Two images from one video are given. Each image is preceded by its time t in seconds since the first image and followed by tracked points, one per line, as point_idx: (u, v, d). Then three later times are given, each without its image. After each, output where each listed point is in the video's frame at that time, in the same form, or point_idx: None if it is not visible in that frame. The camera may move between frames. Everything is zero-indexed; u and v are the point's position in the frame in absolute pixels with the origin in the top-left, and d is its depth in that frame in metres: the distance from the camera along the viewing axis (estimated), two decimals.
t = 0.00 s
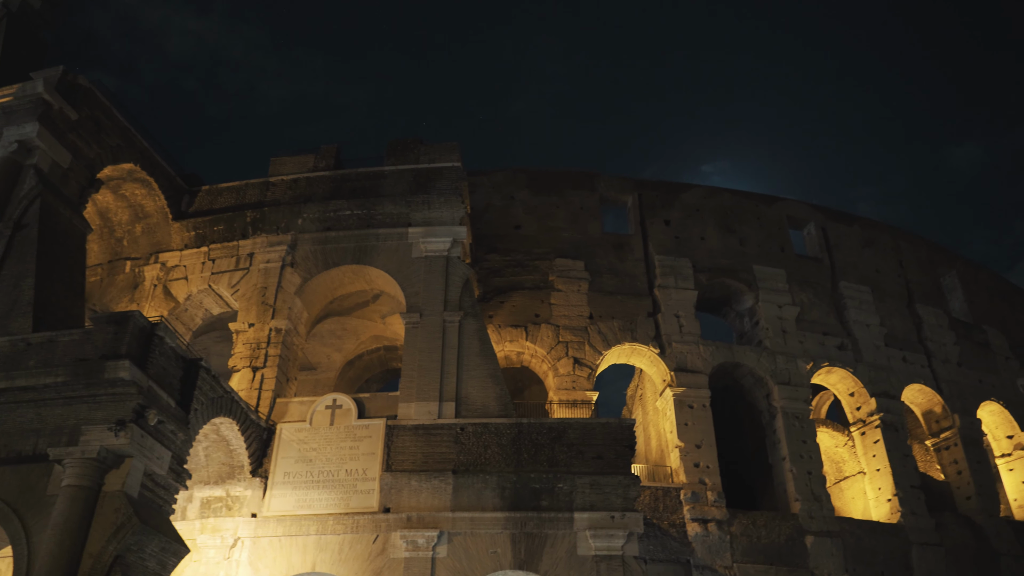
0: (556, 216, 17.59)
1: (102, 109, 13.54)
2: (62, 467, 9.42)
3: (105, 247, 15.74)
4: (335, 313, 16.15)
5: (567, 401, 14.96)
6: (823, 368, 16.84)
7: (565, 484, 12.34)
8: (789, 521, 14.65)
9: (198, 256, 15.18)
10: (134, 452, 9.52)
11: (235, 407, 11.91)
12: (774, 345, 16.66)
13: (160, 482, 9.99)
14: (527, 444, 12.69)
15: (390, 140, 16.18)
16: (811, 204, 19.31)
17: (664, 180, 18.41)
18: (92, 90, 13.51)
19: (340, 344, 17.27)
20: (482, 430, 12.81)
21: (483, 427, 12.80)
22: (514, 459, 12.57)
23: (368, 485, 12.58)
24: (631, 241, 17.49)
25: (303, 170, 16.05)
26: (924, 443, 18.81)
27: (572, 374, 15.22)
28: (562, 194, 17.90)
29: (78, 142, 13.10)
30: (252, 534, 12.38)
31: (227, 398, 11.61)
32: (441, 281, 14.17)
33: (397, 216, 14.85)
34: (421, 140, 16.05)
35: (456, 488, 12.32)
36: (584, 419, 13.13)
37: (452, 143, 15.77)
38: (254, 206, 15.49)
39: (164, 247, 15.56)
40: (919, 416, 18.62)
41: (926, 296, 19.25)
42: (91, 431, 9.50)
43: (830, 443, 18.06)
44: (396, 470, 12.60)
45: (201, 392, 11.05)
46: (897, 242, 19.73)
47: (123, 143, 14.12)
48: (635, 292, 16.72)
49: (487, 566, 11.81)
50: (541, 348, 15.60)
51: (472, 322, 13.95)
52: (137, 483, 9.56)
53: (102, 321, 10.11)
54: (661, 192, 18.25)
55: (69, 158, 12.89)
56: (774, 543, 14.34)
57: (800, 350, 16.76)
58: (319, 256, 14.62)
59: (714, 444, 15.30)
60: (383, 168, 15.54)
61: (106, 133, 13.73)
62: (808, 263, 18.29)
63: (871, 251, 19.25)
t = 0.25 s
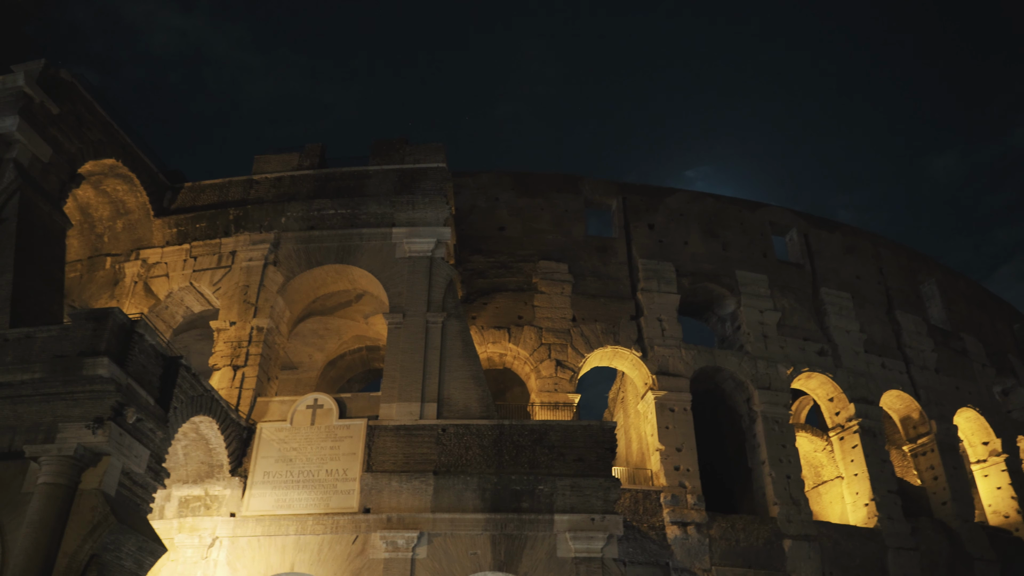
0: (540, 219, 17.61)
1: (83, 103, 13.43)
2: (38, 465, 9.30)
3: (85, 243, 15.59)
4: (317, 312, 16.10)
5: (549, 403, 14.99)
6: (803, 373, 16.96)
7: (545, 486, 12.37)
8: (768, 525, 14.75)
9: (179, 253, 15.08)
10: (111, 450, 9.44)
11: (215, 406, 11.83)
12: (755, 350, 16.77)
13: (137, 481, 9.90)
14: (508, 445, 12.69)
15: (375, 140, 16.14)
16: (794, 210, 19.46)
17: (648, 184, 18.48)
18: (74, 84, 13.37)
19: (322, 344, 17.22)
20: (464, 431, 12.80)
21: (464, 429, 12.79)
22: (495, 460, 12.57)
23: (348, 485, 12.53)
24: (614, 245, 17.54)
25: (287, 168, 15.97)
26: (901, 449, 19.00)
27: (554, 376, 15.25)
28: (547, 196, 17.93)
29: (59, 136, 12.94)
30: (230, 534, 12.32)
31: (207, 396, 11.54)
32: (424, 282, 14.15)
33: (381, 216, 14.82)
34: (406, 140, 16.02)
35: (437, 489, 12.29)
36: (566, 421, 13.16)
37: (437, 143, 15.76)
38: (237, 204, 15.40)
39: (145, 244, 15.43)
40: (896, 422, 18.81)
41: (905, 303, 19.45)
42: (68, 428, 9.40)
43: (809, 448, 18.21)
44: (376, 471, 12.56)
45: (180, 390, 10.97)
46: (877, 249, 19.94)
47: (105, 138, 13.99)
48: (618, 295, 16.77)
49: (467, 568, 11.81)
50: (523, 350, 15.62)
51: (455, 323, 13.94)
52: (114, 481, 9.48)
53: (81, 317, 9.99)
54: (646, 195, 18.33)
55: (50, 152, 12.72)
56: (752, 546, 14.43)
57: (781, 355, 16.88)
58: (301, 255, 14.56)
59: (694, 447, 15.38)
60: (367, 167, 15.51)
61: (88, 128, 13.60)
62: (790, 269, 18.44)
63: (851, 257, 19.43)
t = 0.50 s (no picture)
0: (524, 219, 17.61)
1: (63, 95, 13.25)
2: (13, 461, 9.17)
3: (63, 236, 15.39)
4: (298, 310, 16.02)
5: (530, 403, 15.00)
6: (782, 376, 17.10)
7: (525, 486, 12.39)
8: (746, 526, 14.86)
9: (160, 248, 14.93)
10: (88, 446, 9.34)
11: (194, 403, 11.72)
12: (735, 352, 16.89)
13: (114, 478, 9.80)
14: (489, 445, 12.70)
15: (360, 137, 16.06)
16: (776, 214, 19.62)
17: (632, 186, 18.55)
18: (54, 75, 13.19)
19: (303, 341, 17.15)
20: (445, 431, 12.79)
21: (445, 428, 12.77)
22: (476, 460, 12.57)
23: (328, 483, 12.47)
24: (597, 246, 17.59)
25: (270, 164, 15.86)
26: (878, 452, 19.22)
27: (536, 376, 15.27)
28: (531, 197, 17.94)
29: (38, 128, 12.76)
30: (208, 532, 12.23)
31: (186, 393, 11.44)
32: (407, 280, 14.11)
33: (365, 214, 14.76)
34: (391, 138, 15.96)
35: (417, 488, 12.27)
36: (547, 421, 13.19)
37: (422, 142, 15.72)
38: (219, 199, 15.28)
39: (125, 238, 15.27)
40: (873, 425, 19.02)
41: (883, 308, 19.67)
42: (44, 424, 9.28)
43: (787, 450, 18.36)
44: (356, 470, 12.50)
45: (159, 387, 10.86)
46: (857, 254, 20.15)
47: (85, 131, 13.82)
48: (600, 296, 16.82)
49: (446, 567, 11.80)
50: (505, 350, 15.62)
51: (437, 322, 13.92)
52: (90, 478, 9.38)
53: (58, 312, 9.85)
54: (630, 197, 18.39)
55: (28, 144, 12.53)
56: (730, 547, 14.53)
57: (761, 358, 17.01)
58: (284, 252, 14.47)
59: (675, 449, 15.46)
60: (351, 164, 15.44)
61: (68, 120, 13.43)
62: (771, 273, 18.59)
63: (832, 262, 19.61)
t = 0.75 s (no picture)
0: (507, 218, 17.61)
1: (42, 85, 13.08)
2: None
3: (40, 228, 15.28)
4: (279, 305, 15.93)
5: (511, 402, 15.01)
6: (762, 377, 17.22)
7: (505, 485, 12.40)
8: (723, 526, 14.96)
9: (139, 241, 14.79)
10: (63, 441, 9.24)
11: (172, 398, 11.64)
12: (715, 353, 16.99)
13: (90, 473, 9.71)
14: (469, 443, 12.69)
15: (343, 133, 15.99)
16: (757, 216, 19.75)
17: (616, 187, 18.60)
18: (33, 65, 13.01)
19: (283, 337, 17.07)
20: (425, 428, 12.76)
21: (425, 426, 12.75)
22: (456, 458, 12.56)
23: (307, 480, 12.40)
24: (580, 245, 17.63)
25: (252, 158, 15.75)
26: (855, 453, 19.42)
27: (517, 375, 15.28)
28: (515, 195, 17.95)
29: (15, 118, 12.59)
30: (185, 528, 12.09)
31: (164, 388, 11.35)
32: (389, 277, 14.07)
33: (347, 210, 14.70)
34: (374, 134, 15.90)
35: (397, 485, 12.23)
36: (527, 420, 13.21)
37: (406, 138, 15.67)
38: (200, 193, 15.15)
39: (103, 231, 15.11)
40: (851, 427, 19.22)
41: (862, 310, 19.85)
42: (18, 418, 9.17)
43: (765, 451, 18.51)
44: (335, 467, 12.45)
45: (137, 381, 10.76)
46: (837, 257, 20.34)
47: (64, 122, 13.66)
48: (582, 295, 16.86)
49: (425, 565, 11.79)
50: (487, 348, 15.63)
51: (419, 320, 13.90)
52: (66, 473, 9.28)
53: (34, 305, 9.72)
54: (613, 197, 18.44)
55: (6, 135, 12.36)
56: (708, 546, 14.63)
57: (741, 359, 17.12)
58: (265, 247, 14.38)
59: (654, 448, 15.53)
60: (334, 160, 15.37)
61: (46, 111, 13.27)
62: (752, 274, 18.72)
63: (812, 264, 19.78)
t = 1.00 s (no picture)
0: (492, 215, 17.61)
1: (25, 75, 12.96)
2: None
3: (20, 219, 15.18)
4: (263, 300, 15.88)
5: (494, 399, 15.02)
6: (744, 376, 17.32)
7: (487, 481, 12.41)
8: (705, 524, 15.03)
9: (121, 234, 14.68)
10: (42, 434, 9.16)
11: (153, 391, 11.56)
12: (699, 352, 17.06)
13: (69, 466, 9.63)
14: (452, 439, 12.68)
15: (328, 127, 15.94)
16: (742, 217, 19.86)
17: (601, 185, 18.65)
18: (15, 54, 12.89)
19: (267, 332, 17.02)
20: (408, 424, 12.74)
21: (408, 422, 12.73)
22: (439, 454, 12.54)
23: (288, 475, 12.35)
24: (565, 243, 17.66)
25: (237, 152, 15.67)
26: (835, 453, 19.55)
27: (500, 372, 15.30)
28: (500, 192, 17.95)
29: None
30: (164, 522, 12.02)
31: (145, 381, 11.27)
32: (373, 273, 14.04)
33: (332, 205, 14.65)
34: (360, 129, 15.86)
35: (379, 481, 12.21)
36: (510, 417, 13.22)
37: (392, 134, 15.65)
38: (183, 186, 15.07)
39: (85, 223, 14.98)
40: (832, 427, 19.36)
41: (844, 311, 20.00)
42: None
43: (747, 450, 18.61)
44: (318, 462, 12.40)
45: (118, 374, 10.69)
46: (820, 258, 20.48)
47: (46, 113, 13.55)
48: (566, 293, 16.90)
49: (406, 561, 11.77)
50: (471, 345, 15.62)
51: (403, 316, 13.88)
52: (44, 466, 9.20)
53: (14, 297, 9.62)
54: (598, 196, 18.49)
55: None
56: (689, 544, 14.69)
57: (724, 358, 17.21)
58: (249, 241, 14.32)
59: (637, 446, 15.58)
60: (320, 155, 15.33)
61: (28, 101, 13.15)
62: (735, 274, 18.81)
63: (795, 265, 19.90)
